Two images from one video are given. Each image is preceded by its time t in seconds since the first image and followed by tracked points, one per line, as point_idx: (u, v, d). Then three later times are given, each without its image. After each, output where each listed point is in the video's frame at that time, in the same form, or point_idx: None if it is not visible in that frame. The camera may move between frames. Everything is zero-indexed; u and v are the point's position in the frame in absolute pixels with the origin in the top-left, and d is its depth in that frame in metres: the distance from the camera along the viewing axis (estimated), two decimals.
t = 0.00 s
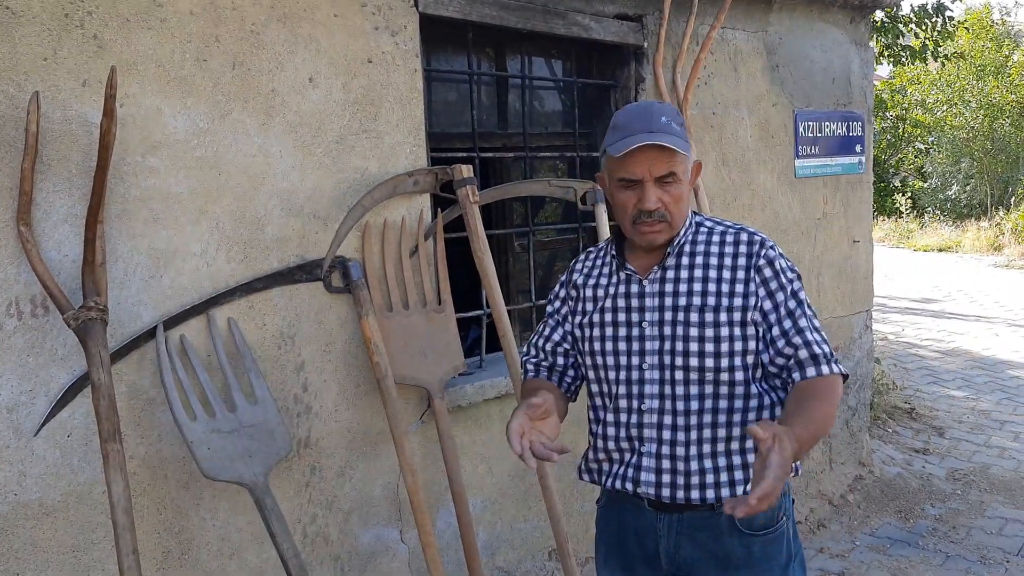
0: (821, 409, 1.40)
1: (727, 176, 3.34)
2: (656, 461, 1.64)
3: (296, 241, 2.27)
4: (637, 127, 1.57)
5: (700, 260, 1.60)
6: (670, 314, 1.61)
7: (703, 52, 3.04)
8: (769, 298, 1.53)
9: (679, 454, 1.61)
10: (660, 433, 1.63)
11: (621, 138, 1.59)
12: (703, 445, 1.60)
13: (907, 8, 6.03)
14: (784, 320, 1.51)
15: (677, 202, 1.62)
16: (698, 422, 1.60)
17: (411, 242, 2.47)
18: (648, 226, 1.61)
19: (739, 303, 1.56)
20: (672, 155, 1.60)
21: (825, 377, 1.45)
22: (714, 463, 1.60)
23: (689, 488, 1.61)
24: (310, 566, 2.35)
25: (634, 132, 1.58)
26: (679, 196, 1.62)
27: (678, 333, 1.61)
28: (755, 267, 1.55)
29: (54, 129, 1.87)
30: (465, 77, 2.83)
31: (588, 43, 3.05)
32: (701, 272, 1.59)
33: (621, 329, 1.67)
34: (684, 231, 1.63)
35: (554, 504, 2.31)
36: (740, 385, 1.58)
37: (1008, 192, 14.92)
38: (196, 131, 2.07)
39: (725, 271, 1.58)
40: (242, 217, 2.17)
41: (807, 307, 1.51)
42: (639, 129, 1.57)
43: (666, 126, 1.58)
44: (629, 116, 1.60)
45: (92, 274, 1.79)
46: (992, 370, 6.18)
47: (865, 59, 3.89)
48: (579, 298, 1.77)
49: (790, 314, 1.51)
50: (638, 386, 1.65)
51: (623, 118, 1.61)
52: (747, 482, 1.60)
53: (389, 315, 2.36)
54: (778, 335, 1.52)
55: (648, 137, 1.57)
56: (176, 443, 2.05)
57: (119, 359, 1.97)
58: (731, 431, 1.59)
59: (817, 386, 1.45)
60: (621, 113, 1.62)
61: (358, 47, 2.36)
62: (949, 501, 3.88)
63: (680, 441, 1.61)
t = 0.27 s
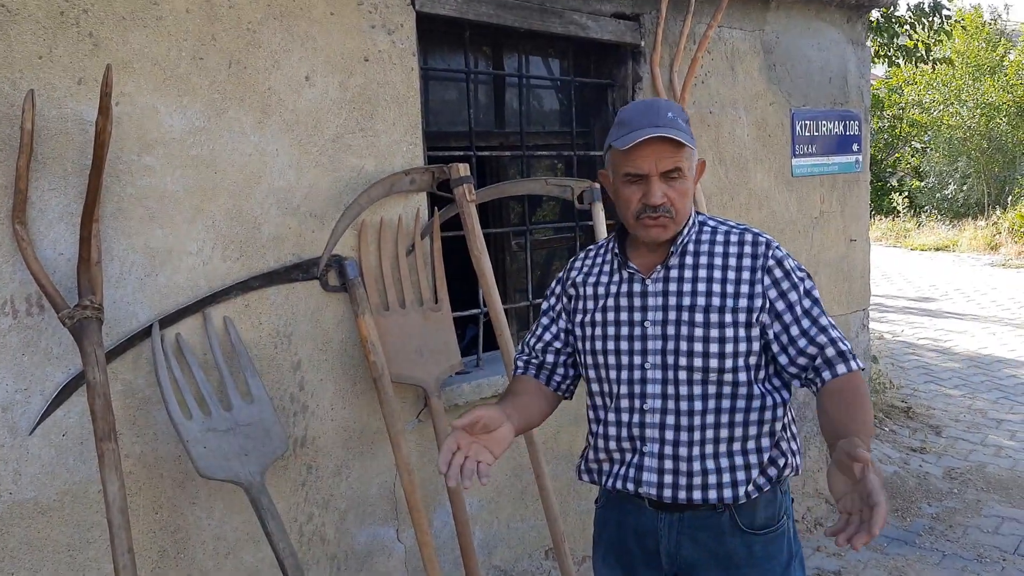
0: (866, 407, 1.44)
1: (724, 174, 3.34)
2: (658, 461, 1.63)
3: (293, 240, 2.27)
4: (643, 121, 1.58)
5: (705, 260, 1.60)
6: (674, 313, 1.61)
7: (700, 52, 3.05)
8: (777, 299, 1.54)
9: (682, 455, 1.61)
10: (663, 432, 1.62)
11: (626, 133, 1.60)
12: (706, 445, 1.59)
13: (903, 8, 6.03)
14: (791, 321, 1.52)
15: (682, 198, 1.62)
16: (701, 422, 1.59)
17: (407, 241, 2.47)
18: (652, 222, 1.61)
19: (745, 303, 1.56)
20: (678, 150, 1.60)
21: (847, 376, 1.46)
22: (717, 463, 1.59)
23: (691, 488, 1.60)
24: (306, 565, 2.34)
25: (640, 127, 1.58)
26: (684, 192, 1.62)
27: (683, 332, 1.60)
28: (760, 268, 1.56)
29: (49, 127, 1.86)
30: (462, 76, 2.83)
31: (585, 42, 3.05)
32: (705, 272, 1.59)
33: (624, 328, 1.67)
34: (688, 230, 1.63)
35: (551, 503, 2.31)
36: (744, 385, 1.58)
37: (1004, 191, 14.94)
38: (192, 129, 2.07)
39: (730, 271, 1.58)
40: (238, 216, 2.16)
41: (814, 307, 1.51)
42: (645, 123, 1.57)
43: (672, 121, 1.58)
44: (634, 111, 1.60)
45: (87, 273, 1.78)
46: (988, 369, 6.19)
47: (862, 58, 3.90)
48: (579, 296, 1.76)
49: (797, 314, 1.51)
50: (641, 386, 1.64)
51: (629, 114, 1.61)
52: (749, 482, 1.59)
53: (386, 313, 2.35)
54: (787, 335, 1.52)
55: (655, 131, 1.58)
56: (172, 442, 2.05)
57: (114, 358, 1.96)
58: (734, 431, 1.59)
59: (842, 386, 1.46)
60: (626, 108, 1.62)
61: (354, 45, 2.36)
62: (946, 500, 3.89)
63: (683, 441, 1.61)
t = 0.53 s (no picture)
0: (866, 421, 1.46)
1: (719, 173, 3.35)
2: (659, 460, 1.63)
3: (288, 238, 2.27)
4: (648, 119, 1.58)
5: (706, 260, 1.60)
6: (676, 313, 1.62)
7: (695, 51, 3.07)
8: (778, 300, 1.55)
9: (683, 454, 1.61)
10: (664, 432, 1.62)
11: (631, 130, 1.59)
12: (707, 445, 1.60)
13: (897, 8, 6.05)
14: (791, 321, 1.53)
15: (684, 199, 1.62)
16: (702, 422, 1.60)
17: (403, 240, 2.47)
18: (651, 222, 1.61)
19: (747, 303, 1.57)
20: (682, 150, 1.60)
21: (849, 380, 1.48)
22: (717, 463, 1.60)
23: (692, 487, 1.61)
24: (302, 563, 2.35)
25: (644, 125, 1.58)
26: (686, 192, 1.62)
27: (684, 332, 1.61)
28: (761, 268, 1.57)
29: (44, 126, 1.86)
30: (457, 75, 2.83)
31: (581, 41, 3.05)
32: (707, 272, 1.60)
33: (625, 328, 1.67)
34: (689, 229, 1.63)
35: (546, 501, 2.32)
36: (745, 385, 1.59)
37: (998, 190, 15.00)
38: (188, 128, 2.07)
39: (732, 271, 1.59)
40: (234, 215, 2.16)
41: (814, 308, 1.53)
42: (649, 121, 1.57)
43: (677, 120, 1.58)
44: (640, 109, 1.60)
45: (83, 271, 1.78)
46: (982, 368, 6.22)
47: (857, 58, 3.91)
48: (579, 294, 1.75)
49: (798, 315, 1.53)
50: (642, 385, 1.65)
51: (634, 111, 1.61)
52: (749, 482, 1.60)
53: (381, 312, 2.36)
54: (788, 336, 1.54)
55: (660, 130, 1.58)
56: (167, 440, 2.05)
57: (110, 356, 1.96)
58: (734, 431, 1.60)
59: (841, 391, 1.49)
60: (632, 105, 1.62)
61: (350, 44, 2.36)
62: (939, 497, 3.91)
63: (684, 441, 1.61)
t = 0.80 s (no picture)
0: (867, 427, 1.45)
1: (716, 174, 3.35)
2: (663, 465, 1.63)
3: (284, 240, 2.26)
4: (660, 116, 1.55)
5: (712, 262, 1.60)
6: (682, 317, 1.61)
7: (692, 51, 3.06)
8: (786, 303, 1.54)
9: (688, 459, 1.61)
10: (669, 436, 1.62)
11: (642, 126, 1.56)
12: (712, 449, 1.60)
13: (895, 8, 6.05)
14: (795, 325, 1.53)
15: (693, 197, 1.60)
16: (708, 426, 1.60)
17: (399, 241, 2.47)
18: (659, 220, 1.59)
19: (753, 307, 1.57)
20: (693, 150, 1.57)
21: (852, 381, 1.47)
22: (722, 467, 1.60)
23: (696, 492, 1.61)
24: (298, 565, 2.34)
25: (656, 121, 1.55)
26: (695, 192, 1.60)
27: (690, 336, 1.60)
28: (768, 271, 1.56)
29: (39, 127, 1.85)
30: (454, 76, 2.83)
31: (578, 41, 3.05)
32: (712, 275, 1.59)
33: (630, 331, 1.65)
34: (695, 230, 1.62)
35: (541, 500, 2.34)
36: (750, 390, 1.59)
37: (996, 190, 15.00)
38: (183, 129, 2.06)
39: (737, 274, 1.58)
40: (229, 216, 2.16)
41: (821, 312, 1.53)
42: (661, 119, 1.55)
43: (689, 119, 1.56)
44: (651, 106, 1.57)
45: (78, 273, 1.77)
46: (979, 368, 6.22)
47: (854, 58, 3.91)
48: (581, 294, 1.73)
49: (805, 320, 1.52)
50: (646, 389, 1.64)
51: (645, 108, 1.58)
52: (753, 485, 1.60)
53: (378, 314, 2.35)
54: (795, 340, 1.53)
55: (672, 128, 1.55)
56: (163, 442, 2.05)
57: (105, 358, 1.96)
58: (739, 435, 1.60)
59: (844, 398, 1.48)
60: (643, 102, 1.59)
61: (346, 45, 2.35)
62: (937, 498, 3.91)
63: (689, 445, 1.61)
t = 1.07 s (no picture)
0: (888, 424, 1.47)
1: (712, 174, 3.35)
2: (665, 469, 1.62)
3: (279, 241, 2.26)
4: (666, 113, 1.55)
5: (716, 265, 1.60)
6: (685, 320, 1.60)
7: (688, 51, 3.07)
8: (793, 307, 1.55)
9: (690, 463, 1.60)
10: (671, 441, 1.62)
11: (648, 122, 1.56)
12: (714, 454, 1.60)
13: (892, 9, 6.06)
14: (806, 330, 1.53)
15: (700, 195, 1.59)
16: (711, 431, 1.59)
17: (395, 242, 2.47)
18: (666, 217, 1.58)
19: (759, 311, 1.56)
20: (700, 147, 1.57)
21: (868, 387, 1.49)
22: (723, 472, 1.60)
23: (697, 497, 1.60)
24: (293, 566, 2.34)
25: (662, 118, 1.55)
26: (702, 190, 1.59)
27: (695, 339, 1.60)
28: (774, 275, 1.56)
29: (33, 128, 1.85)
30: (450, 76, 2.83)
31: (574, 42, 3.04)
32: (718, 278, 1.59)
33: (632, 333, 1.65)
34: (700, 232, 1.63)
35: (538, 501, 2.32)
36: (754, 395, 1.59)
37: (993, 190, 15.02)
38: (178, 130, 2.06)
39: (744, 277, 1.58)
40: (224, 217, 2.16)
41: (828, 317, 1.53)
42: (668, 115, 1.54)
43: (697, 116, 1.55)
44: (657, 103, 1.57)
45: (72, 274, 1.77)
46: (976, 368, 6.23)
47: (850, 58, 3.91)
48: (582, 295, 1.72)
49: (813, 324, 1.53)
50: (649, 393, 1.63)
51: (652, 105, 1.58)
52: (754, 490, 1.60)
53: (373, 314, 2.35)
54: (803, 344, 1.54)
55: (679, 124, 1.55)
56: (158, 443, 2.04)
57: (99, 359, 1.95)
58: (741, 439, 1.60)
59: (866, 401, 1.48)
60: (649, 99, 1.59)
61: (341, 45, 2.35)
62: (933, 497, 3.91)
63: (691, 450, 1.60)
